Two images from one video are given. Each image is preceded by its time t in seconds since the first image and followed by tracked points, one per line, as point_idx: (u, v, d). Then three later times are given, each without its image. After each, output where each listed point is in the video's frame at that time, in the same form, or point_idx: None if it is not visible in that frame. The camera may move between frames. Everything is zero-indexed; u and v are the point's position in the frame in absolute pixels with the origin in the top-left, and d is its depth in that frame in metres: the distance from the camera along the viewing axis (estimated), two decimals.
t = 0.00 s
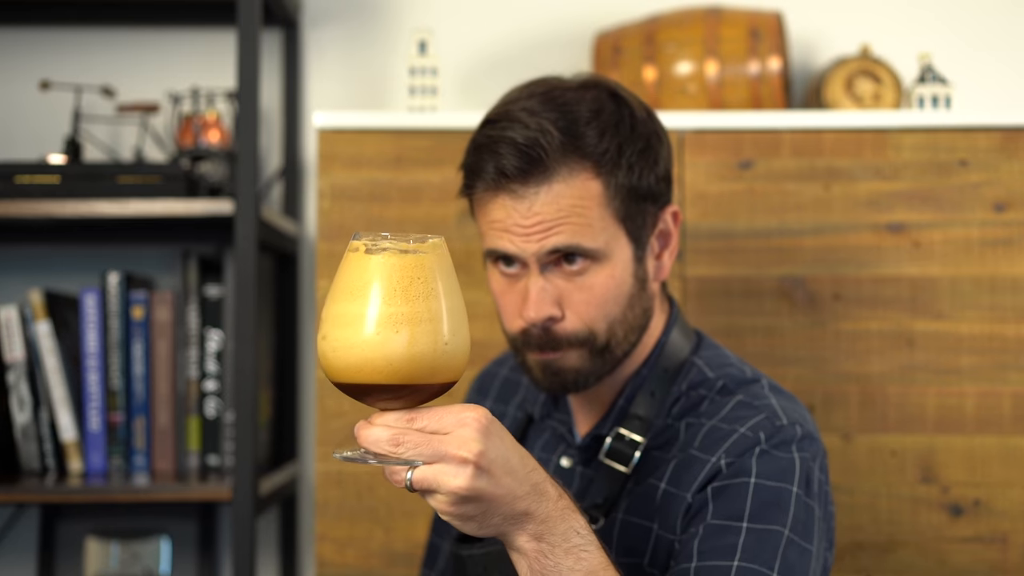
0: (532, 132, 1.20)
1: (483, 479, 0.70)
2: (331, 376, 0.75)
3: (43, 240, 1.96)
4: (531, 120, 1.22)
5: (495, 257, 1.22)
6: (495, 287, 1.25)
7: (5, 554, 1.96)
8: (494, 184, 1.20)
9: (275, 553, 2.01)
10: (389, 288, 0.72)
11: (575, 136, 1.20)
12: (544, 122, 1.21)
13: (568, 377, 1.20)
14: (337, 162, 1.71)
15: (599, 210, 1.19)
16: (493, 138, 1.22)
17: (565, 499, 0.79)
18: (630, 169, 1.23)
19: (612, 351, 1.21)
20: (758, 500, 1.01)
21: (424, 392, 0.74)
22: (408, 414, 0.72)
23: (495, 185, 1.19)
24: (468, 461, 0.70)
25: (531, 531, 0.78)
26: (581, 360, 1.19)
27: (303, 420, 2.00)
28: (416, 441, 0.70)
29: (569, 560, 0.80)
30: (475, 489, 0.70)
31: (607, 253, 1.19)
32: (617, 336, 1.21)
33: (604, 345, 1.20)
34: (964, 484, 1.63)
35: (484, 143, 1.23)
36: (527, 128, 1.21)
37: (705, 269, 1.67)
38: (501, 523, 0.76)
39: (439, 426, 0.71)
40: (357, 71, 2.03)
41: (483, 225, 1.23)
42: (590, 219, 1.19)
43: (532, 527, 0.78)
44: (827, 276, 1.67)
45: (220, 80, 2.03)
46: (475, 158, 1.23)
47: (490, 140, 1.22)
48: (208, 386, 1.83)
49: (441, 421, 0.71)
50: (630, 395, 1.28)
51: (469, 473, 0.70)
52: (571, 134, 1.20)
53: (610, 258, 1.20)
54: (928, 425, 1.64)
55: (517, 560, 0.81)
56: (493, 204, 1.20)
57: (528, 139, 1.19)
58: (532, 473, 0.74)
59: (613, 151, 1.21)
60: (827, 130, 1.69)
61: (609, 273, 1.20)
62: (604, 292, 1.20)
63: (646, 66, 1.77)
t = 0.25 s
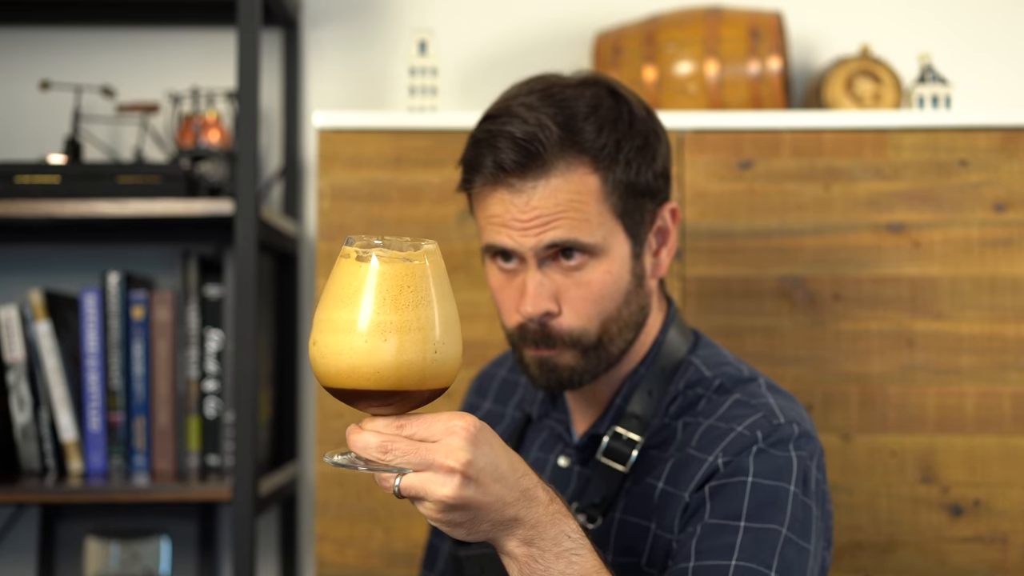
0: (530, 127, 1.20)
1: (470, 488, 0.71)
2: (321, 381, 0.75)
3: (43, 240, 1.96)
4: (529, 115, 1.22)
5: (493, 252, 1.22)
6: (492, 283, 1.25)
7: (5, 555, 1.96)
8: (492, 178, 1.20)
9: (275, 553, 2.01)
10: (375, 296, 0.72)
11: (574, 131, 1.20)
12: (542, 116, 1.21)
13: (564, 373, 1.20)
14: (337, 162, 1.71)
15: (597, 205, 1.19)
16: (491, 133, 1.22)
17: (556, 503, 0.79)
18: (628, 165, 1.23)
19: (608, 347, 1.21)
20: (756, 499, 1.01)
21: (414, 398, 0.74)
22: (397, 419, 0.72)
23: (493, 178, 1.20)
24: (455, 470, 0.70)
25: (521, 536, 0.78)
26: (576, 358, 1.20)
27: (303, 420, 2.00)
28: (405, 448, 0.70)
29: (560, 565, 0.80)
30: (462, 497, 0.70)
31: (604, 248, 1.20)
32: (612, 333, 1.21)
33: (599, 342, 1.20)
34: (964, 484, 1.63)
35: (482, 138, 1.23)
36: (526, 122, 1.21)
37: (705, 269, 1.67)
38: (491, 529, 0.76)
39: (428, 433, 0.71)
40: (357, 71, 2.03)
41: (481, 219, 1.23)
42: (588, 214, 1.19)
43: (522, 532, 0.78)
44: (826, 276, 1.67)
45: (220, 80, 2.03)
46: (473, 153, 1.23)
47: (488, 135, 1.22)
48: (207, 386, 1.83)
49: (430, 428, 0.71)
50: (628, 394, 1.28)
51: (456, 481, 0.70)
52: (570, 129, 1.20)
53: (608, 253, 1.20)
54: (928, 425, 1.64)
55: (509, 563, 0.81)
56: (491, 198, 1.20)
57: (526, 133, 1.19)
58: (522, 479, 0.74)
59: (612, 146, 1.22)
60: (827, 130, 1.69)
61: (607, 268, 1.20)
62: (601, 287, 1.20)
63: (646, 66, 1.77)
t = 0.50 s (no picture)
0: (529, 119, 1.21)
1: (462, 495, 0.71)
2: (317, 380, 0.74)
3: (43, 240, 1.96)
4: (528, 108, 1.23)
5: (490, 244, 1.23)
6: (489, 276, 1.25)
7: (5, 555, 1.96)
8: (490, 169, 1.21)
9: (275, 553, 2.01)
10: (383, 298, 0.72)
11: (571, 124, 1.21)
12: (540, 109, 1.22)
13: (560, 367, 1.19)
14: (337, 162, 1.71)
15: (593, 198, 1.20)
16: (489, 125, 1.23)
17: (536, 510, 0.79)
18: (626, 159, 1.24)
19: (606, 342, 1.20)
20: (752, 498, 1.01)
21: (412, 402, 0.74)
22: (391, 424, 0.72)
23: (491, 169, 1.20)
24: (449, 478, 0.70)
25: (503, 544, 0.78)
26: (574, 352, 1.19)
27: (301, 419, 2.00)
28: (398, 453, 0.70)
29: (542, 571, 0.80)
30: (454, 505, 0.71)
31: (600, 240, 1.20)
32: (609, 328, 1.20)
33: (597, 337, 1.20)
34: (964, 484, 1.63)
35: (481, 130, 1.24)
36: (524, 115, 1.22)
37: (704, 269, 1.67)
38: (474, 537, 0.77)
39: (422, 439, 0.71)
40: (357, 71, 2.03)
41: (478, 211, 1.24)
42: (584, 206, 1.20)
43: (503, 540, 0.78)
44: (827, 276, 1.67)
45: (220, 80, 2.03)
46: (471, 145, 1.24)
47: (487, 127, 1.23)
48: (207, 386, 1.83)
49: (424, 434, 0.71)
50: (624, 393, 1.27)
51: (449, 489, 0.70)
52: (568, 122, 1.21)
53: (603, 246, 1.20)
54: (928, 425, 1.64)
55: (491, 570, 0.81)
56: (488, 190, 1.21)
57: (524, 125, 1.20)
58: (505, 488, 0.75)
59: (609, 140, 1.23)
60: (827, 130, 1.69)
61: (603, 261, 1.20)
62: (597, 280, 1.20)
63: (646, 66, 1.77)
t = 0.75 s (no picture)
0: (530, 107, 1.22)
1: (469, 491, 0.71)
2: (325, 374, 0.73)
3: (43, 240, 1.96)
4: (530, 97, 1.23)
5: (489, 234, 1.23)
6: (486, 267, 1.25)
7: (5, 555, 1.96)
8: (490, 157, 1.21)
9: (275, 553, 2.01)
10: (402, 289, 0.72)
11: (572, 114, 1.22)
12: (542, 99, 1.23)
13: (556, 358, 1.19)
14: (337, 162, 1.71)
15: (592, 188, 1.21)
16: (491, 112, 1.23)
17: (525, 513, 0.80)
18: (626, 151, 1.25)
19: (602, 335, 1.20)
20: (749, 496, 1.01)
21: (416, 399, 0.74)
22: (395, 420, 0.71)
23: (491, 157, 1.21)
24: (459, 471, 0.70)
25: (497, 548, 0.78)
26: (571, 344, 1.19)
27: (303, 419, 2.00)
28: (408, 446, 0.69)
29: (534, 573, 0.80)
30: (461, 499, 0.71)
31: (598, 231, 1.20)
32: (606, 321, 1.20)
33: (594, 330, 1.20)
34: (964, 484, 1.63)
35: (482, 118, 1.24)
36: (526, 104, 1.22)
37: (704, 269, 1.67)
38: (470, 539, 0.77)
39: (429, 435, 0.71)
40: (357, 71, 2.03)
41: (478, 200, 1.24)
42: (582, 196, 1.20)
43: (498, 543, 0.78)
44: (826, 276, 1.67)
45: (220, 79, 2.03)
46: (473, 133, 1.25)
47: (488, 115, 1.24)
48: (207, 387, 1.83)
49: (431, 430, 0.71)
50: (620, 390, 1.27)
51: (458, 482, 0.70)
52: (569, 112, 1.22)
53: (601, 236, 1.21)
54: (928, 425, 1.64)
55: None
56: (488, 177, 1.22)
57: (526, 113, 1.21)
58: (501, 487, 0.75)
59: (610, 132, 1.23)
60: (826, 130, 1.69)
61: (600, 252, 1.21)
62: (595, 271, 1.20)
63: (646, 66, 1.77)
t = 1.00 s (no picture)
0: (534, 92, 1.23)
1: (474, 480, 0.71)
2: (319, 380, 0.73)
3: (43, 240, 1.96)
4: (535, 83, 1.25)
5: (488, 219, 1.23)
6: (484, 253, 1.25)
7: (5, 555, 1.96)
8: (492, 139, 1.22)
9: (274, 552, 2.01)
10: (394, 286, 0.73)
11: (575, 101, 1.23)
12: (547, 85, 1.24)
13: (551, 345, 1.19)
14: (337, 162, 1.71)
15: (591, 175, 1.22)
16: (494, 96, 1.24)
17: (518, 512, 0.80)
18: (626, 141, 1.26)
19: (599, 324, 1.20)
20: (746, 496, 1.02)
21: (411, 397, 0.74)
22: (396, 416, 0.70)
23: (493, 139, 1.22)
24: (464, 458, 0.71)
25: (498, 547, 0.79)
26: (567, 330, 1.18)
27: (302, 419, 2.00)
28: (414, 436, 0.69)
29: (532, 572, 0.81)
30: (468, 487, 0.71)
31: (596, 218, 1.21)
32: (603, 311, 1.20)
33: (590, 318, 1.19)
34: (964, 484, 1.63)
35: (485, 102, 1.26)
36: (530, 88, 1.23)
37: (704, 270, 1.67)
38: (473, 537, 0.76)
39: (430, 428, 0.70)
40: (357, 71, 2.03)
41: (478, 182, 1.25)
42: (581, 181, 1.21)
43: (499, 542, 0.78)
44: (826, 276, 1.67)
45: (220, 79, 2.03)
46: (476, 116, 1.26)
47: (492, 98, 1.25)
48: (208, 387, 1.83)
49: (431, 424, 0.70)
50: (616, 388, 1.27)
51: (464, 469, 0.71)
52: (572, 99, 1.23)
53: (599, 223, 1.22)
54: (928, 425, 1.64)
55: None
56: (489, 159, 1.23)
57: (529, 96, 1.22)
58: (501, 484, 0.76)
59: (611, 121, 1.24)
60: (826, 130, 1.69)
61: (598, 239, 1.21)
62: (592, 258, 1.21)
63: (646, 66, 1.77)
